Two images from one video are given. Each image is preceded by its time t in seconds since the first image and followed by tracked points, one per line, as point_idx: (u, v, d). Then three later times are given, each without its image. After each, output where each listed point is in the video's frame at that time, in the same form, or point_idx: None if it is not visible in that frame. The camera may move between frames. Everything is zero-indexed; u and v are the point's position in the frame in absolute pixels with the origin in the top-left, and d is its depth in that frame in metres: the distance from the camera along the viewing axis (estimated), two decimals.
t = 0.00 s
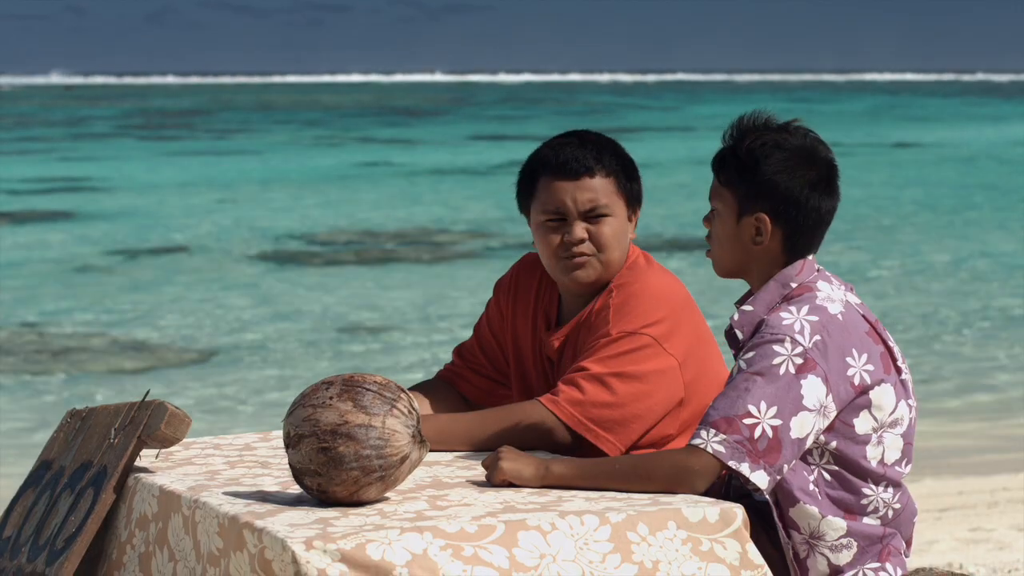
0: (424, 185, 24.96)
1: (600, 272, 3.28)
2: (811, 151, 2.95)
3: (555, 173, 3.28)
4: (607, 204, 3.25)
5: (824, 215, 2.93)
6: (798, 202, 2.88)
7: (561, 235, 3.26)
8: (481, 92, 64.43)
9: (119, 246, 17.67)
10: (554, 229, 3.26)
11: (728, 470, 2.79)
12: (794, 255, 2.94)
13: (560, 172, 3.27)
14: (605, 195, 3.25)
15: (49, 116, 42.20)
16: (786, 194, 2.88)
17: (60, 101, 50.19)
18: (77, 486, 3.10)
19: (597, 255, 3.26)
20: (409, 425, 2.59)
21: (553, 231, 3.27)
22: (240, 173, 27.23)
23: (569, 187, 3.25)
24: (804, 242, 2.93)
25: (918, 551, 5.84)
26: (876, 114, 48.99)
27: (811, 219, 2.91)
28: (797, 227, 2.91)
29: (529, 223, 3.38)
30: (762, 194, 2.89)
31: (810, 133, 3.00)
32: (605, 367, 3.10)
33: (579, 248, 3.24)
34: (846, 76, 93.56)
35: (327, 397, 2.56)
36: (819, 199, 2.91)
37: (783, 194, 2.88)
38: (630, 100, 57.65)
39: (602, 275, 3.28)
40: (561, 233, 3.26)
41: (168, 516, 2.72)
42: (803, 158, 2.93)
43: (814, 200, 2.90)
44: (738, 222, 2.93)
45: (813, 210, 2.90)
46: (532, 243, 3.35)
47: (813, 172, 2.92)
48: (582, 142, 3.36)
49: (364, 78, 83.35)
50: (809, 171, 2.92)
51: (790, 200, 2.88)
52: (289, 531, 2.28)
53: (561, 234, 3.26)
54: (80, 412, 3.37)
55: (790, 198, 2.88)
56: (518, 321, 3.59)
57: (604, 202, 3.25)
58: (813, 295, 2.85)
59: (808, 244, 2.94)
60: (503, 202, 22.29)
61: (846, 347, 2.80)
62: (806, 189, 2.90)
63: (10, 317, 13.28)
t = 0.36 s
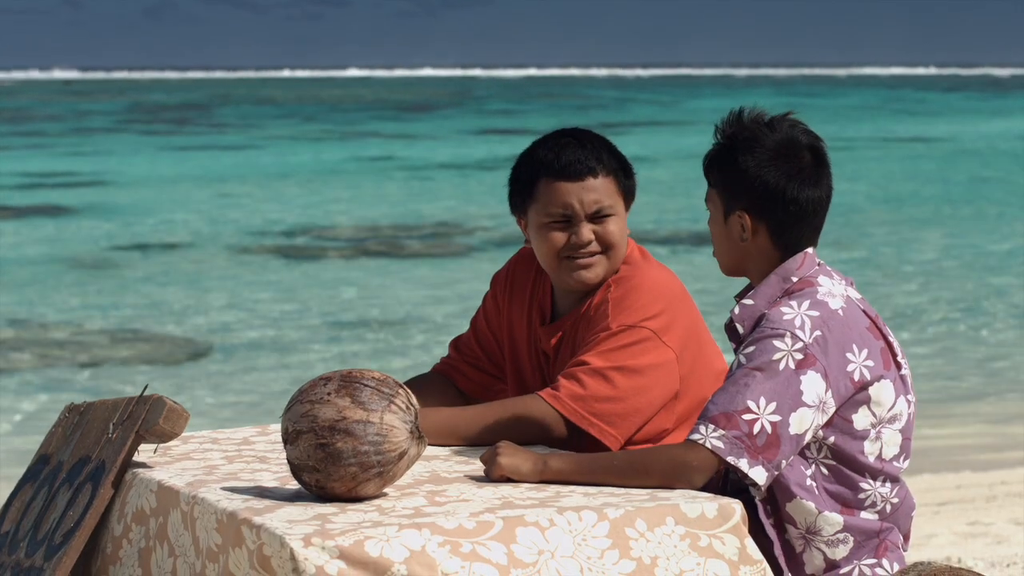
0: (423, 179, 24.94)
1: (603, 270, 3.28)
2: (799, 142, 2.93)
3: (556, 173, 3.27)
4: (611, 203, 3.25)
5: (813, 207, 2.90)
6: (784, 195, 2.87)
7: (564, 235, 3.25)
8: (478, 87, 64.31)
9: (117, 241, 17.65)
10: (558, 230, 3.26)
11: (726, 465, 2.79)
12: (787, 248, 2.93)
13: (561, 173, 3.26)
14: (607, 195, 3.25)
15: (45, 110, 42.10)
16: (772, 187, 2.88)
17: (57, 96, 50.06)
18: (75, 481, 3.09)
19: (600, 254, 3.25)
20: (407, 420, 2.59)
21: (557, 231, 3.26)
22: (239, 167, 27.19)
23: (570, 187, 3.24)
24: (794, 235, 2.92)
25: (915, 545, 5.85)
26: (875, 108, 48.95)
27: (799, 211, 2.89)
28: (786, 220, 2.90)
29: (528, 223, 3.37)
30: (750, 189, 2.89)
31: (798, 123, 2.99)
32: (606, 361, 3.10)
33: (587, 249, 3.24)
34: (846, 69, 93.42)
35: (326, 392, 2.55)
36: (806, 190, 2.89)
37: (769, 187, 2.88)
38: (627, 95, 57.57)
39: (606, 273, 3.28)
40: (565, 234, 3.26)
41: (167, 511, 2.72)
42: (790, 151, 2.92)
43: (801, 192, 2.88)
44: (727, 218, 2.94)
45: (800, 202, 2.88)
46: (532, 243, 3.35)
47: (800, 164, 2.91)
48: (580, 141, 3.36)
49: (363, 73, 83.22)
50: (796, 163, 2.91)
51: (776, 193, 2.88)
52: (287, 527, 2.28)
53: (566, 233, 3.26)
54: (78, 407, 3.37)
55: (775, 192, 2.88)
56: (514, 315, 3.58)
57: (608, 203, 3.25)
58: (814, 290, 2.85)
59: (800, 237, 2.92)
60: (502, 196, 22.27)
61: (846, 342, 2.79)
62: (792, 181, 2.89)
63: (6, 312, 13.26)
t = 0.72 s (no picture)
0: (420, 173, 24.93)
1: (602, 265, 3.27)
2: (790, 136, 2.93)
3: (552, 168, 3.27)
4: (608, 198, 3.25)
5: (805, 200, 2.89)
6: (779, 191, 2.87)
7: (561, 230, 3.25)
8: (474, 81, 64.27)
9: (115, 235, 17.64)
10: (556, 226, 3.25)
11: (723, 459, 2.79)
12: (780, 242, 2.93)
13: (557, 168, 3.26)
14: (605, 189, 3.24)
15: (40, 105, 42.03)
16: (764, 183, 2.88)
17: (52, 91, 49.96)
18: (72, 476, 3.09)
19: (599, 249, 3.25)
20: (403, 415, 2.59)
21: (554, 227, 3.26)
22: (236, 162, 27.17)
23: (567, 182, 3.24)
24: (786, 229, 2.91)
25: (912, 539, 5.86)
26: (872, 101, 48.96)
27: (791, 205, 2.89)
28: (779, 215, 2.89)
29: (525, 219, 3.36)
30: (743, 184, 2.90)
31: (789, 117, 2.98)
32: (606, 356, 3.10)
33: (586, 244, 3.24)
34: (843, 63, 93.40)
35: (321, 387, 2.56)
36: (798, 185, 2.89)
37: (760, 183, 2.88)
38: (624, 89, 57.53)
39: (605, 267, 3.28)
40: (563, 228, 3.25)
41: (163, 506, 2.72)
42: (781, 145, 2.92)
43: (792, 187, 2.88)
44: (720, 213, 2.95)
45: (791, 196, 2.88)
46: (530, 238, 3.34)
47: (791, 159, 2.91)
48: (573, 135, 3.36)
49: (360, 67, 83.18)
50: (788, 158, 2.91)
51: (767, 188, 2.88)
52: (283, 523, 2.28)
53: (564, 229, 3.25)
54: (75, 402, 3.36)
55: (771, 188, 2.87)
56: (513, 308, 3.58)
57: (605, 197, 3.24)
58: (811, 284, 2.84)
59: (794, 230, 2.92)
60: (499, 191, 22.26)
61: (843, 337, 2.80)
62: (784, 176, 2.88)
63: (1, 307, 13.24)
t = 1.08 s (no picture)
0: (414, 171, 24.92)
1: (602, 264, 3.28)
2: (780, 134, 2.94)
3: (553, 165, 3.27)
4: (607, 196, 3.25)
5: (794, 197, 2.90)
6: (770, 189, 2.87)
7: (559, 227, 3.25)
8: (466, 78, 64.24)
9: (108, 232, 17.62)
10: (554, 223, 3.25)
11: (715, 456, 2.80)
12: (771, 240, 2.93)
13: (558, 164, 3.26)
14: (604, 188, 3.24)
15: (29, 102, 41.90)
16: (754, 180, 2.88)
17: (42, 88, 49.79)
18: (65, 473, 3.08)
19: (600, 248, 3.26)
20: (396, 411, 2.59)
21: (552, 223, 3.26)
22: (229, 159, 27.15)
23: (565, 179, 3.24)
24: (777, 227, 2.91)
25: (904, 536, 5.88)
26: (865, 98, 49.01)
27: (781, 203, 2.89)
28: (769, 212, 2.90)
29: (524, 215, 3.37)
30: (733, 182, 2.90)
31: (780, 116, 2.99)
32: (601, 357, 3.09)
33: (582, 241, 3.24)
34: (839, 59, 93.50)
35: (314, 384, 2.56)
36: (788, 182, 2.89)
37: (751, 180, 2.88)
38: (615, 86, 57.51)
39: (605, 266, 3.29)
40: (560, 226, 3.25)
41: (157, 503, 2.72)
42: (771, 143, 2.92)
43: (782, 184, 2.88)
44: (710, 211, 2.95)
45: (781, 194, 2.88)
46: (528, 235, 3.35)
47: (780, 156, 2.91)
48: (576, 131, 3.35)
49: (355, 64, 83.15)
50: (776, 156, 2.91)
51: (757, 185, 2.88)
52: (275, 520, 2.28)
53: (561, 226, 3.25)
54: (67, 399, 3.36)
55: (762, 185, 2.88)
56: (511, 307, 3.58)
57: (604, 195, 3.24)
58: (803, 282, 2.85)
59: (785, 227, 2.92)
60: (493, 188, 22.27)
61: (835, 334, 2.80)
62: (774, 173, 2.89)
63: None
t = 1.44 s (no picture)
0: (411, 169, 24.91)
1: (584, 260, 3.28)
2: (776, 133, 2.94)
3: (538, 161, 3.25)
4: (589, 191, 3.24)
5: (793, 196, 2.90)
6: (764, 189, 2.87)
7: (543, 223, 3.25)
8: (463, 77, 64.27)
9: (105, 231, 17.61)
10: (536, 217, 3.26)
11: (712, 454, 2.80)
12: (769, 239, 2.93)
13: (543, 160, 3.25)
14: (588, 183, 3.24)
15: (26, 100, 41.88)
16: (752, 180, 2.88)
17: (39, 87, 49.75)
18: (61, 472, 3.08)
19: (579, 246, 3.26)
20: (392, 412, 2.58)
21: (534, 219, 3.27)
22: (226, 158, 27.13)
23: (549, 175, 3.24)
24: (775, 226, 2.92)
25: (902, 534, 5.88)
26: (861, 97, 49.06)
27: (780, 202, 2.89)
28: (768, 211, 2.90)
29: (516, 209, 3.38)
30: (730, 183, 2.89)
31: (777, 114, 2.98)
32: (595, 355, 3.09)
33: (561, 235, 3.24)
34: (836, 58, 93.47)
35: (310, 384, 2.56)
36: (783, 182, 2.89)
37: (749, 180, 2.88)
38: (612, 85, 57.53)
39: (585, 263, 3.29)
40: (542, 223, 3.26)
41: (154, 503, 2.72)
42: (768, 141, 2.92)
43: (780, 183, 2.88)
44: (707, 211, 2.94)
45: (780, 193, 2.88)
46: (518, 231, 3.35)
47: (778, 155, 2.91)
48: (568, 124, 3.34)
49: (352, 63, 83.08)
50: (774, 155, 2.91)
51: (755, 184, 2.88)
52: (273, 520, 2.28)
53: (541, 221, 3.26)
54: (63, 398, 3.36)
55: (754, 186, 2.88)
56: (515, 305, 3.59)
57: (586, 190, 3.23)
58: (800, 280, 2.85)
59: (783, 225, 2.92)
60: (491, 186, 22.27)
61: (832, 332, 2.80)
62: (772, 173, 2.89)
63: None
